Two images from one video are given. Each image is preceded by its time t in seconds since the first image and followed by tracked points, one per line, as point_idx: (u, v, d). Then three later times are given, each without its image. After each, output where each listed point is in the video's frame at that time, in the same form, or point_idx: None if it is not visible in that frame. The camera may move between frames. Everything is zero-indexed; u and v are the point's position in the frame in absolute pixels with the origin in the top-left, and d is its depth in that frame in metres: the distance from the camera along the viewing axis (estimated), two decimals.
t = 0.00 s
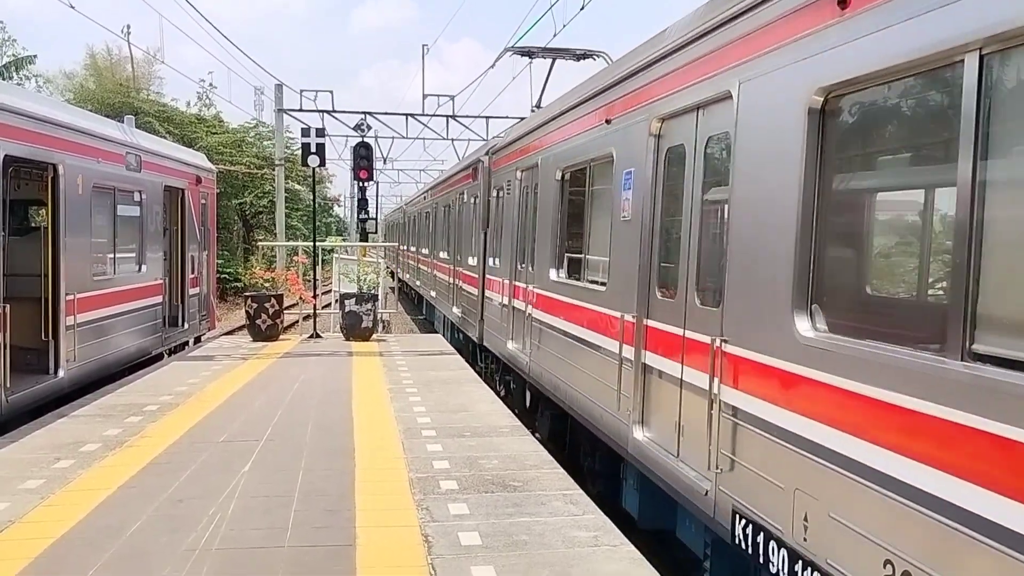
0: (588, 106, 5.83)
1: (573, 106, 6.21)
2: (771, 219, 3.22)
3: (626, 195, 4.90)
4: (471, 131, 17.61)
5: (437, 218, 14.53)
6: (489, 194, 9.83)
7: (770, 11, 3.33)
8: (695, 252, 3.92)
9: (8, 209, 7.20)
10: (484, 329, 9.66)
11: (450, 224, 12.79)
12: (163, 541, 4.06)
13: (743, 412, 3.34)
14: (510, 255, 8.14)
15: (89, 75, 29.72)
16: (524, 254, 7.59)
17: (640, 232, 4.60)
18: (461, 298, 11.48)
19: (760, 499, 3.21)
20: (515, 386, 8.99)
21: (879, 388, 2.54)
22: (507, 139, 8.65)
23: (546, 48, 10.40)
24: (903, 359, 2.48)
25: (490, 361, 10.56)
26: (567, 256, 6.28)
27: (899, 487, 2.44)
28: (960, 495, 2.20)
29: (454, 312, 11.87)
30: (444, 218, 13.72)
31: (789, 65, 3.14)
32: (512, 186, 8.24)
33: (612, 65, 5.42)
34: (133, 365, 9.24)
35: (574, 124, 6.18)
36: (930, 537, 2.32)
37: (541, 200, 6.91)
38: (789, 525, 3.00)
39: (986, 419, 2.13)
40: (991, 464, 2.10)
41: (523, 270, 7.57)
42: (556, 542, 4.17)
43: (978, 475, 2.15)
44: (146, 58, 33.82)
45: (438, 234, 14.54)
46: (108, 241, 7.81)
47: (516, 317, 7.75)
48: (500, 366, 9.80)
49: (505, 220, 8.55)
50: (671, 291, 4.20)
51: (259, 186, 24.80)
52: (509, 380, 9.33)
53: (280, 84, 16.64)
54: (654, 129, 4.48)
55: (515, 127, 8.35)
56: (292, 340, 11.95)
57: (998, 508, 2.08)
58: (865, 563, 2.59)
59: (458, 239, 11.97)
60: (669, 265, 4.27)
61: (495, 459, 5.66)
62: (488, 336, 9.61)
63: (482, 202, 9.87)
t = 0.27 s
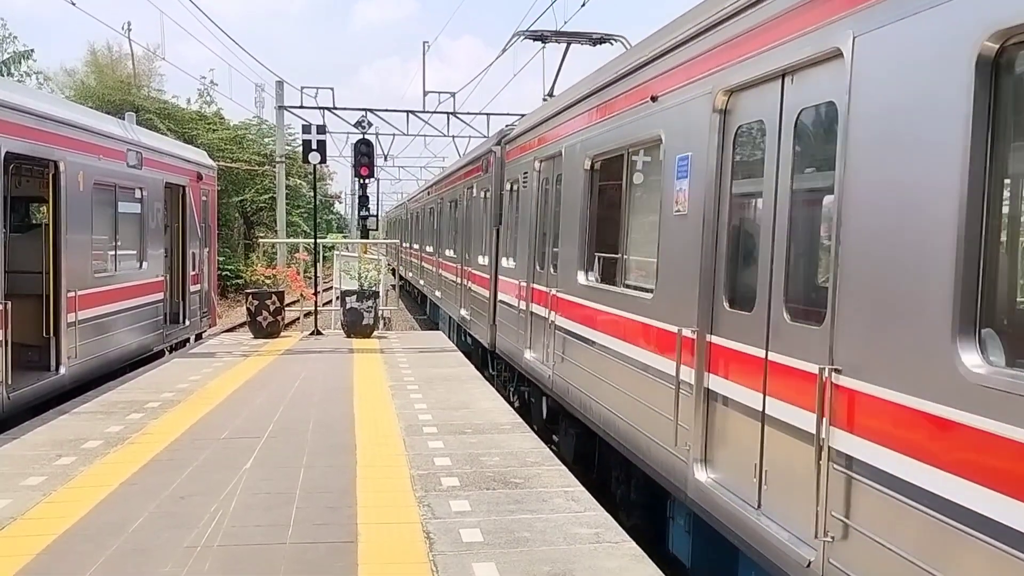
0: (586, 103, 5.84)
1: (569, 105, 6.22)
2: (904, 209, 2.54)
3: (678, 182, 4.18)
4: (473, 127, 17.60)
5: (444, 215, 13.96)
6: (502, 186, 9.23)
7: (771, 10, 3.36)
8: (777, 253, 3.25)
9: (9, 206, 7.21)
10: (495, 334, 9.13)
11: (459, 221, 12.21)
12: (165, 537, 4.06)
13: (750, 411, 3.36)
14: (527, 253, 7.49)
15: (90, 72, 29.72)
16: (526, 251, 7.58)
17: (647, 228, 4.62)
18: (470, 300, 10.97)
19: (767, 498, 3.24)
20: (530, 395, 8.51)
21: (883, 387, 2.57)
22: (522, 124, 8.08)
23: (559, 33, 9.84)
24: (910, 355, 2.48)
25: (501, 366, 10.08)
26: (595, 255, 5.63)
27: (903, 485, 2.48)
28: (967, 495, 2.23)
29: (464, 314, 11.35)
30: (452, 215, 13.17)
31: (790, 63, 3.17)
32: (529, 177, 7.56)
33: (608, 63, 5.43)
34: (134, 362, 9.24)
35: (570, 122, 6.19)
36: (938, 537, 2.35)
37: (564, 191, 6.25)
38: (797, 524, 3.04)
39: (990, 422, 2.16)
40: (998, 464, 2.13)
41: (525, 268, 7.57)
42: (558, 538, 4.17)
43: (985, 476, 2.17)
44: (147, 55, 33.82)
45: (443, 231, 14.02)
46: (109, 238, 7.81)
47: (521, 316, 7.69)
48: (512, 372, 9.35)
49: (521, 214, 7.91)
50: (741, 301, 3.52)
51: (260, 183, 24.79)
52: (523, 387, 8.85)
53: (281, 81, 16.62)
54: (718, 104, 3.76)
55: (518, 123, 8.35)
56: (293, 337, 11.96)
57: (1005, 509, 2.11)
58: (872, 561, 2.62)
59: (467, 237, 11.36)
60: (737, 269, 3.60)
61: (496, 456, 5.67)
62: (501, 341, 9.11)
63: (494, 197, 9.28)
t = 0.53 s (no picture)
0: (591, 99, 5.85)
1: (573, 101, 6.22)
2: (980, 207, 2.28)
3: (730, 173, 3.67)
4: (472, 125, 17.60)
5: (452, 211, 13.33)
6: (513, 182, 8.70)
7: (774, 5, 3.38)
8: (874, 253, 2.73)
9: (9, 203, 7.20)
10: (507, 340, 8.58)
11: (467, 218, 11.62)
12: (165, 534, 4.06)
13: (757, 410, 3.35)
14: (545, 253, 6.95)
15: (89, 69, 29.70)
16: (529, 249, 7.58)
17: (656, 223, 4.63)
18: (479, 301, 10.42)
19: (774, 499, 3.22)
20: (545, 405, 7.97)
21: (895, 387, 2.56)
22: (534, 114, 7.57)
23: (571, 18, 9.53)
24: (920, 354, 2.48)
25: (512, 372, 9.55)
26: (627, 257, 5.09)
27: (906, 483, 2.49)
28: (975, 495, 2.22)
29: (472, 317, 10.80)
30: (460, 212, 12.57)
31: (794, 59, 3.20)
32: (546, 170, 7.03)
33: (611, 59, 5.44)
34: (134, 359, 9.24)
35: (574, 119, 6.20)
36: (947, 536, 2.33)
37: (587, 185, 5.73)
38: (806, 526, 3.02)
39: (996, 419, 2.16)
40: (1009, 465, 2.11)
41: (528, 266, 7.57)
42: (559, 536, 4.17)
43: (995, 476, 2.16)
44: (146, 52, 33.84)
45: (450, 228, 13.44)
46: (109, 236, 7.81)
47: (524, 315, 7.72)
48: (523, 379, 8.86)
49: (537, 212, 7.36)
50: (819, 314, 3.00)
51: (260, 180, 24.79)
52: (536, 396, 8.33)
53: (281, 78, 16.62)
54: (785, 79, 3.26)
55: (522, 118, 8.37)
56: (292, 335, 11.96)
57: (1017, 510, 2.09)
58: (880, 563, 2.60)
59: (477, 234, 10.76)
60: (810, 272, 3.09)
61: (496, 453, 5.67)
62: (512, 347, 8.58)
63: (506, 193, 8.72)
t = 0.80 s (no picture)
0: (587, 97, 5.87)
1: (571, 98, 6.23)
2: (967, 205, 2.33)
3: (815, 158, 3.00)
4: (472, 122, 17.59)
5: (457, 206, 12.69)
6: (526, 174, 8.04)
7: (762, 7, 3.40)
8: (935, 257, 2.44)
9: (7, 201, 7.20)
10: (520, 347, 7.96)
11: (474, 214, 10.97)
12: (165, 531, 4.06)
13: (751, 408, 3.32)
14: (566, 252, 6.29)
15: (88, 66, 29.65)
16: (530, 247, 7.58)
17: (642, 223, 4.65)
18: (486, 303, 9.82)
19: (768, 498, 3.19)
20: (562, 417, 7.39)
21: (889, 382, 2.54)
22: (551, 100, 6.95)
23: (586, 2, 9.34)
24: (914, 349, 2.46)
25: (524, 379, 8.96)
26: (666, 258, 4.41)
27: (896, 473, 2.49)
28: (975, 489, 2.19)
29: (480, 320, 10.18)
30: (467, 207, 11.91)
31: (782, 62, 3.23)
32: (565, 161, 6.37)
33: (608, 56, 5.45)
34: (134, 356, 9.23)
35: (572, 115, 6.21)
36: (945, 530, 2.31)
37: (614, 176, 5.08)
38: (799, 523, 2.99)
39: (986, 407, 2.18)
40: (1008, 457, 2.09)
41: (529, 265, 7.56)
42: (558, 533, 4.17)
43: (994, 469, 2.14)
44: (145, 49, 33.77)
45: (455, 224, 12.77)
46: (108, 233, 7.80)
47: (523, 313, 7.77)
48: (535, 386, 8.29)
49: (555, 206, 6.69)
50: (949, 337, 2.35)
51: (259, 178, 24.75)
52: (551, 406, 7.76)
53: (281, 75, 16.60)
54: (897, 37, 2.57)
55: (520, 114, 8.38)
56: (292, 332, 11.95)
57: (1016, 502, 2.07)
58: (877, 560, 2.58)
59: (485, 231, 10.09)
60: (930, 279, 2.44)
61: (496, 450, 5.67)
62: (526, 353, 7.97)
63: (518, 187, 8.05)
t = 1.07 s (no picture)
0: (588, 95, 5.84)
1: (574, 96, 6.21)
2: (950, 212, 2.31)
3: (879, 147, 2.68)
4: (471, 122, 17.61)
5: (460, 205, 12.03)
6: (542, 170, 7.36)
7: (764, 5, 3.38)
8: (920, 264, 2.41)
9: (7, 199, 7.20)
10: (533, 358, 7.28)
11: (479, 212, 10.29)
12: (163, 530, 4.07)
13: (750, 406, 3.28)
14: (590, 254, 5.62)
15: (87, 64, 29.61)
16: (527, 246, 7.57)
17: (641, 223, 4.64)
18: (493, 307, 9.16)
19: (767, 497, 3.16)
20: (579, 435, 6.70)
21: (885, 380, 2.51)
22: (570, 89, 6.34)
23: None
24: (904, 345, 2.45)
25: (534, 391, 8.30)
26: (720, 263, 3.73)
27: (891, 473, 2.45)
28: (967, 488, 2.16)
29: (486, 325, 9.50)
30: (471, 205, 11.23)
31: (781, 59, 3.21)
32: (590, 153, 5.71)
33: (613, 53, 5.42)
34: (133, 355, 9.23)
35: (576, 112, 6.18)
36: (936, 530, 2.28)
37: (652, 166, 4.40)
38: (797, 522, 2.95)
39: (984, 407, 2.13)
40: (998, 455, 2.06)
41: (526, 263, 7.56)
42: (557, 532, 4.17)
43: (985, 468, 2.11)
44: (144, 47, 33.74)
45: (459, 223, 12.05)
46: (107, 231, 7.79)
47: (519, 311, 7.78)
48: (547, 399, 7.64)
49: (578, 203, 6.00)
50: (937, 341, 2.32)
51: (258, 177, 24.73)
52: (565, 421, 7.11)
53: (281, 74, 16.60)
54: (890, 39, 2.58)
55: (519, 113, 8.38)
56: (291, 331, 11.95)
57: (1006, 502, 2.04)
58: (875, 561, 2.53)
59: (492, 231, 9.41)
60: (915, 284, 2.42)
61: (494, 449, 5.67)
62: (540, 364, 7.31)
63: (532, 183, 7.35)
